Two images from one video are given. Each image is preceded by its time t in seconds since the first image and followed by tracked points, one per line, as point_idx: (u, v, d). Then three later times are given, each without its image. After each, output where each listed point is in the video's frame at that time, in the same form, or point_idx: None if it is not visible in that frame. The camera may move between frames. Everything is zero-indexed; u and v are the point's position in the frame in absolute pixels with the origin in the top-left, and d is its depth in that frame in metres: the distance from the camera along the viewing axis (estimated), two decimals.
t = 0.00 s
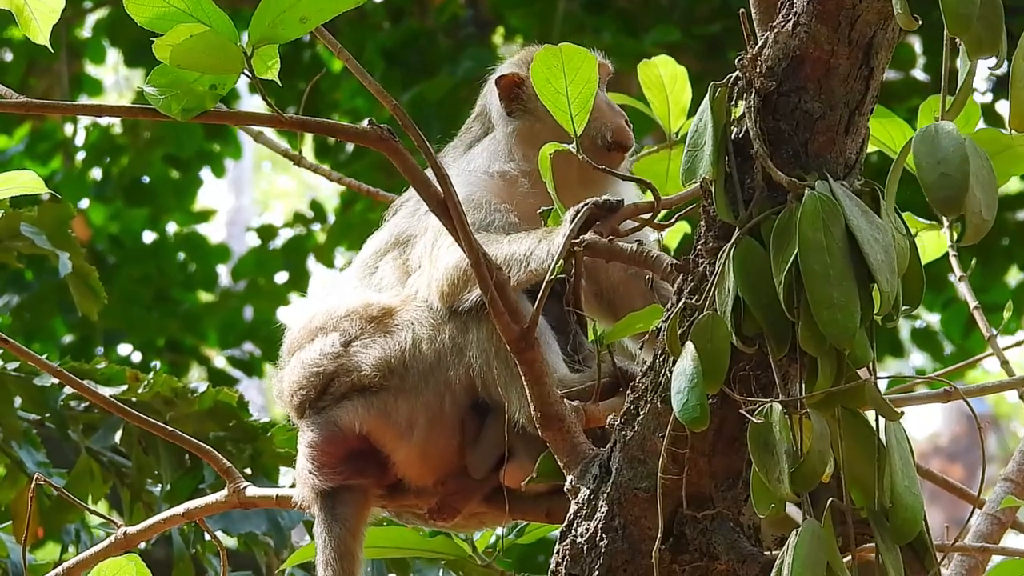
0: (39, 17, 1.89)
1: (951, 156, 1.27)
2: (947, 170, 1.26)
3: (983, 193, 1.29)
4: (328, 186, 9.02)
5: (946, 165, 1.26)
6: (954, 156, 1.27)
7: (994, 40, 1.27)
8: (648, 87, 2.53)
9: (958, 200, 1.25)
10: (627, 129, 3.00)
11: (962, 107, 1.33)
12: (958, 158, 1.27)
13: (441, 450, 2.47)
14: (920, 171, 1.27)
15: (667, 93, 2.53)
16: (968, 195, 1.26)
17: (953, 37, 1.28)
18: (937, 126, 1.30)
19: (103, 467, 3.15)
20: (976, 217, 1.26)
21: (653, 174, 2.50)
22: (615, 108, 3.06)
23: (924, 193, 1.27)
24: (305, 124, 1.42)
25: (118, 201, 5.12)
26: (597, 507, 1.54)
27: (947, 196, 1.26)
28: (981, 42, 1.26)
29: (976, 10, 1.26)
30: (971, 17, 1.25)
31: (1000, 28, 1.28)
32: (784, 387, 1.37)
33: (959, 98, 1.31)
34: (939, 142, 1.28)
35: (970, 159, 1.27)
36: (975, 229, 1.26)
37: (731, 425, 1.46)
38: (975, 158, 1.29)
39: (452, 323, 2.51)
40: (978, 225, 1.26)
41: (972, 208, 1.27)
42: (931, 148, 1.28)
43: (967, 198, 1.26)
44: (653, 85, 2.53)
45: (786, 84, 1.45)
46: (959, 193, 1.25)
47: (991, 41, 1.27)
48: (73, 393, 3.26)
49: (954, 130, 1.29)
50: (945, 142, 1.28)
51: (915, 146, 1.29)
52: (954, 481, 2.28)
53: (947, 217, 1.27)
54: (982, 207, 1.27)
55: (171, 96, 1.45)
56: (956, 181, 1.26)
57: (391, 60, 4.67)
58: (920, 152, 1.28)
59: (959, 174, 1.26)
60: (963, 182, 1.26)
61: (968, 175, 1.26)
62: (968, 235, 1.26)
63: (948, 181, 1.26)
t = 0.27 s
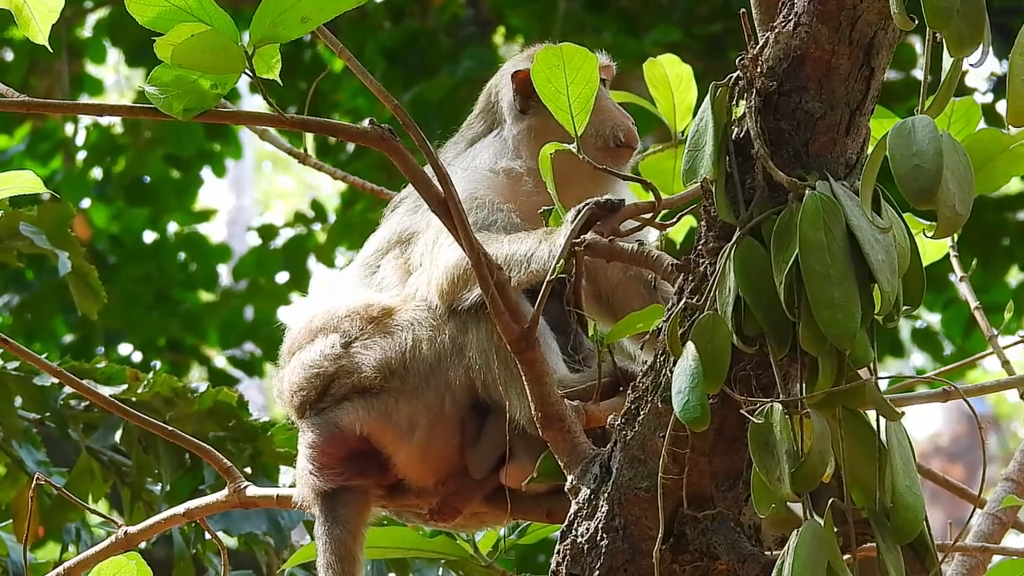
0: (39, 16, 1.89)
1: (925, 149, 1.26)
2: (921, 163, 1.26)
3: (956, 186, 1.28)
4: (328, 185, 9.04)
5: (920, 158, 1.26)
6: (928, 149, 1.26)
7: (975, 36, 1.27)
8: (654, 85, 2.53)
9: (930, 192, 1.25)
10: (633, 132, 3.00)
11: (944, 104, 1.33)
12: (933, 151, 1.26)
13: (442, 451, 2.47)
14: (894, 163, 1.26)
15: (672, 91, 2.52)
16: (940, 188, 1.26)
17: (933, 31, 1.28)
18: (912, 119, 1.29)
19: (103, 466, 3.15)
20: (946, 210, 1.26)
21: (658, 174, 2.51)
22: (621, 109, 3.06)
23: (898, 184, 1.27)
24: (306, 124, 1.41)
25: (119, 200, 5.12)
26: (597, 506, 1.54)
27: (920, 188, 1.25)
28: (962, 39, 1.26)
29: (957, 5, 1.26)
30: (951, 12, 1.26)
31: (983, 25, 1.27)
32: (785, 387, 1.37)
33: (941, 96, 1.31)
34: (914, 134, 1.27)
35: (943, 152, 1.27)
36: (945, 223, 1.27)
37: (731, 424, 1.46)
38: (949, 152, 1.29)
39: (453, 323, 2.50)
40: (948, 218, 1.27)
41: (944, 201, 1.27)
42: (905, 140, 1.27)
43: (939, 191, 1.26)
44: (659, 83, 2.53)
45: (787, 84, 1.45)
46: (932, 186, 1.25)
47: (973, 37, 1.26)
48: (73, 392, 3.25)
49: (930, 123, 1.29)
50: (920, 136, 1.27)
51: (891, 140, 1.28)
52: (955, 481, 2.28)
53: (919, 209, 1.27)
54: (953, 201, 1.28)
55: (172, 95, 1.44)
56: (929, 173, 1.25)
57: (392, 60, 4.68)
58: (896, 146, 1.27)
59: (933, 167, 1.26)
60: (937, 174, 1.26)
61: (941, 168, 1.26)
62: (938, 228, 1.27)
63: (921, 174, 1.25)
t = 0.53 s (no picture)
0: (36, 18, 1.89)
1: (939, 156, 1.26)
2: (935, 170, 1.26)
3: (970, 193, 1.28)
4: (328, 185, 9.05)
5: (934, 165, 1.26)
6: (942, 155, 1.26)
7: (985, 39, 1.27)
8: (647, 93, 2.53)
9: (944, 199, 1.25)
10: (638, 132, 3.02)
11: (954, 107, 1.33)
12: (947, 158, 1.26)
13: (443, 451, 2.47)
14: (907, 171, 1.26)
15: (666, 98, 2.52)
16: (954, 195, 1.26)
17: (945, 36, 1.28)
18: (927, 125, 1.29)
19: (103, 465, 3.15)
20: (962, 218, 1.26)
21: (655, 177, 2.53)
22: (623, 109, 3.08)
23: (911, 191, 1.27)
24: (306, 123, 1.41)
25: (119, 200, 5.12)
26: (598, 506, 1.54)
27: (934, 196, 1.25)
28: (972, 44, 1.27)
29: (969, 10, 1.27)
30: (964, 18, 1.26)
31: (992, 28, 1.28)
32: (785, 387, 1.37)
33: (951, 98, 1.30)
34: (927, 140, 1.27)
35: (958, 159, 1.27)
36: (960, 230, 1.27)
37: (732, 423, 1.46)
38: (963, 157, 1.28)
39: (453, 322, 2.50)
40: (964, 225, 1.27)
41: (958, 208, 1.27)
42: (920, 148, 1.27)
43: (954, 198, 1.26)
44: (653, 91, 2.53)
45: (788, 84, 1.45)
46: (946, 194, 1.25)
47: (983, 40, 1.27)
48: (73, 392, 3.25)
49: (944, 129, 1.28)
50: (934, 142, 1.27)
51: (904, 147, 1.28)
52: (955, 481, 2.28)
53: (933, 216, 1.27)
54: (968, 208, 1.28)
55: (173, 95, 1.45)
56: (943, 181, 1.25)
57: (393, 60, 4.68)
58: (909, 153, 1.27)
59: (947, 174, 1.26)
60: (951, 181, 1.26)
61: (956, 175, 1.26)
62: (952, 234, 1.27)
63: (934, 182, 1.25)
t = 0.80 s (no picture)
0: (45, 13, 1.89)
1: (975, 160, 1.27)
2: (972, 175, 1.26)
3: (1008, 198, 1.28)
4: (329, 185, 9.05)
5: (971, 170, 1.26)
6: (978, 160, 1.27)
7: (1011, 45, 1.26)
8: (653, 87, 2.52)
9: (983, 204, 1.25)
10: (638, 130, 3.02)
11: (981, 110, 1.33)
12: (984, 163, 1.26)
13: (444, 450, 2.47)
14: (945, 177, 1.26)
15: (672, 92, 2.52)
16: (994, 200, 1.25)
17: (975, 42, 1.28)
18: (962, 131, 1.29)
19: (102, 465, 3.15)
20: (1004, 222, 1.25)
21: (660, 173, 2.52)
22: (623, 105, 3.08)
23: (950, 198, 1.27)
24: (307, 123, 1.41)
25: (119, 199, 5.12)
26: (599, 506, 1.54)
27: (972, 202, 1.25)
28: (1001, 47, 1.26)
29: (996, 15, 1.26)
30: (992, 23, 1.25)
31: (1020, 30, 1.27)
32: (786, 387, 1.37)
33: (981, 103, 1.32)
34: (962, 146, 1.28)
35: (996, 164, 1.27)
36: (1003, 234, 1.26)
37: (733, 423, 1.46)
38: (999, 161, 1.29)
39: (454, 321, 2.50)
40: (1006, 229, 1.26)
41: (999, 212, 1.27)
42: (956, 154, 1.28)
43: (994, 203, 1.25)
44: (658, 84, 2.52)
45: (789, 84, 1.45)
46: (985, 198, 1.25)
47: (1008, 46, 1.26)
48: (73, 391, 3.25)
49: (979, 135, 1.29)
50: (969, 147, 1.28)
51: (940, 154, 1.29)
52: (955, 482, 2.28)
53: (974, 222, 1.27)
54: (1008, 212, 1.27)
55: (174, 95, 1.44)
56: (981, 185, 1.25)
57: (393, 60, 4.68)
58: (945, 159, 1.27)
59: (985, 179, 1.26)
60: (990, 186, 1.26)
61: (994, 180, 1.26)
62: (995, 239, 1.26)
63: (972, 187, 1.26)
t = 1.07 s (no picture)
0: (35, 17, 1.89)
1: (980, 156, 1.27)
2: (976, 171, 1.27)
3: (1012, 195, 1.27)
4: (329, 185, 9.06)
5: (975, 166, 1.27)
6: (982, 157, 1.27)
7: (1014, 45, 1.26)
8: (646, 92, 2.53)
9: (986, 199, 1.25)
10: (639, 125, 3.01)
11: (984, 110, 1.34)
12: (988, 159, 1.27)
13: (443, 450, 2.47)
14: (949, 173, 1.27)
15: (665, 96, 2.52)
16: (997, 195, 1.25)
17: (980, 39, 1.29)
18: (965, 128, 1.30)
19: (102, 465, 3.15)
20: (1007, 219, 1.25)
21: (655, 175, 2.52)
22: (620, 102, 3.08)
23: (954, 194, 1.27)
24: (308, 123, 1.41)
25: (119, 199, 5.12)
26: (599, 506, 1.54)
27: (976, 197, 1.26)
28: (1005, 43, 1.26)
29: (1000, 11, 1.26)
30: (995, 19, 1.26)
31: None
32: (786, 387, 1.37)
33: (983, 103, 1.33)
34: (967, 143, 1.28)
35: (1000, 161, 1.27)
36: (1005, 231, 1.25)
37: (733, 423, 1.46)
38: (1004, 160, 1.29)
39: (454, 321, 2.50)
40: (1009, 226, 1.26)
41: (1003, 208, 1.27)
42: (961, 150, 1.28)
43: (997, 199, 1.25)
44: (650, 88, 2.53)
45: (789, 84, 1.45)
46: (988, 194, 1.25)
47: (1012, 44, 1.26)
48: (72, 391, 3.25)
49: (983, 132, 1.29)
50: (974, 144, 1.28)
51: (945, 150, 1.29)
52: (954, 482, 2.28)
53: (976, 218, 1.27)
54: (1010, 210, 1.27)
55: (175, 94, 1.44)
56: (985, 181, 1.26)
57: (393, 60, 4.68)
58: (950, 155, 1.28)
59: (988, 175, 1.26)
60: (994, 181, 1.26)
61: (998, 176, 1.26)
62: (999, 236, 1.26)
63: (976, 183, 1.26)
